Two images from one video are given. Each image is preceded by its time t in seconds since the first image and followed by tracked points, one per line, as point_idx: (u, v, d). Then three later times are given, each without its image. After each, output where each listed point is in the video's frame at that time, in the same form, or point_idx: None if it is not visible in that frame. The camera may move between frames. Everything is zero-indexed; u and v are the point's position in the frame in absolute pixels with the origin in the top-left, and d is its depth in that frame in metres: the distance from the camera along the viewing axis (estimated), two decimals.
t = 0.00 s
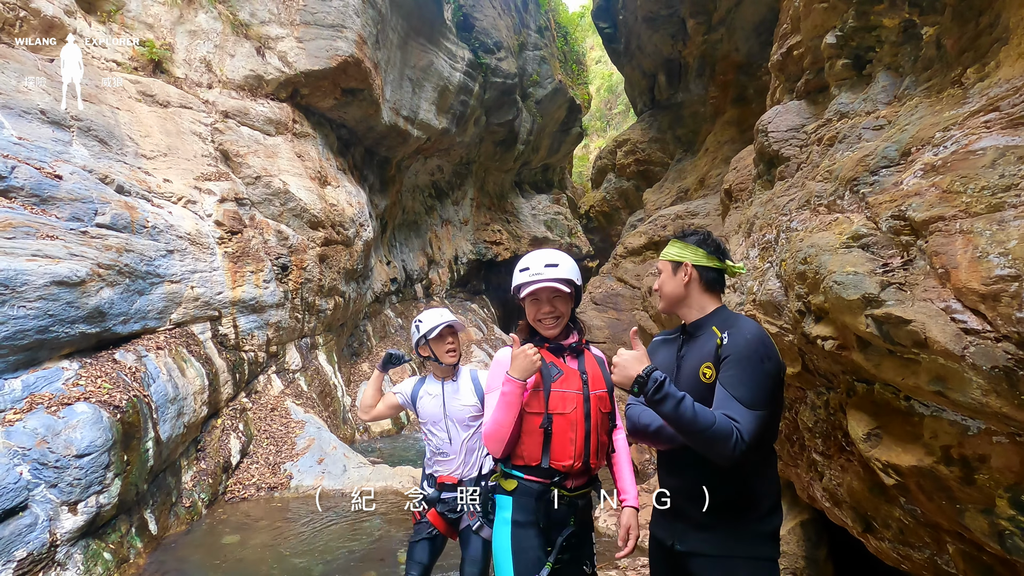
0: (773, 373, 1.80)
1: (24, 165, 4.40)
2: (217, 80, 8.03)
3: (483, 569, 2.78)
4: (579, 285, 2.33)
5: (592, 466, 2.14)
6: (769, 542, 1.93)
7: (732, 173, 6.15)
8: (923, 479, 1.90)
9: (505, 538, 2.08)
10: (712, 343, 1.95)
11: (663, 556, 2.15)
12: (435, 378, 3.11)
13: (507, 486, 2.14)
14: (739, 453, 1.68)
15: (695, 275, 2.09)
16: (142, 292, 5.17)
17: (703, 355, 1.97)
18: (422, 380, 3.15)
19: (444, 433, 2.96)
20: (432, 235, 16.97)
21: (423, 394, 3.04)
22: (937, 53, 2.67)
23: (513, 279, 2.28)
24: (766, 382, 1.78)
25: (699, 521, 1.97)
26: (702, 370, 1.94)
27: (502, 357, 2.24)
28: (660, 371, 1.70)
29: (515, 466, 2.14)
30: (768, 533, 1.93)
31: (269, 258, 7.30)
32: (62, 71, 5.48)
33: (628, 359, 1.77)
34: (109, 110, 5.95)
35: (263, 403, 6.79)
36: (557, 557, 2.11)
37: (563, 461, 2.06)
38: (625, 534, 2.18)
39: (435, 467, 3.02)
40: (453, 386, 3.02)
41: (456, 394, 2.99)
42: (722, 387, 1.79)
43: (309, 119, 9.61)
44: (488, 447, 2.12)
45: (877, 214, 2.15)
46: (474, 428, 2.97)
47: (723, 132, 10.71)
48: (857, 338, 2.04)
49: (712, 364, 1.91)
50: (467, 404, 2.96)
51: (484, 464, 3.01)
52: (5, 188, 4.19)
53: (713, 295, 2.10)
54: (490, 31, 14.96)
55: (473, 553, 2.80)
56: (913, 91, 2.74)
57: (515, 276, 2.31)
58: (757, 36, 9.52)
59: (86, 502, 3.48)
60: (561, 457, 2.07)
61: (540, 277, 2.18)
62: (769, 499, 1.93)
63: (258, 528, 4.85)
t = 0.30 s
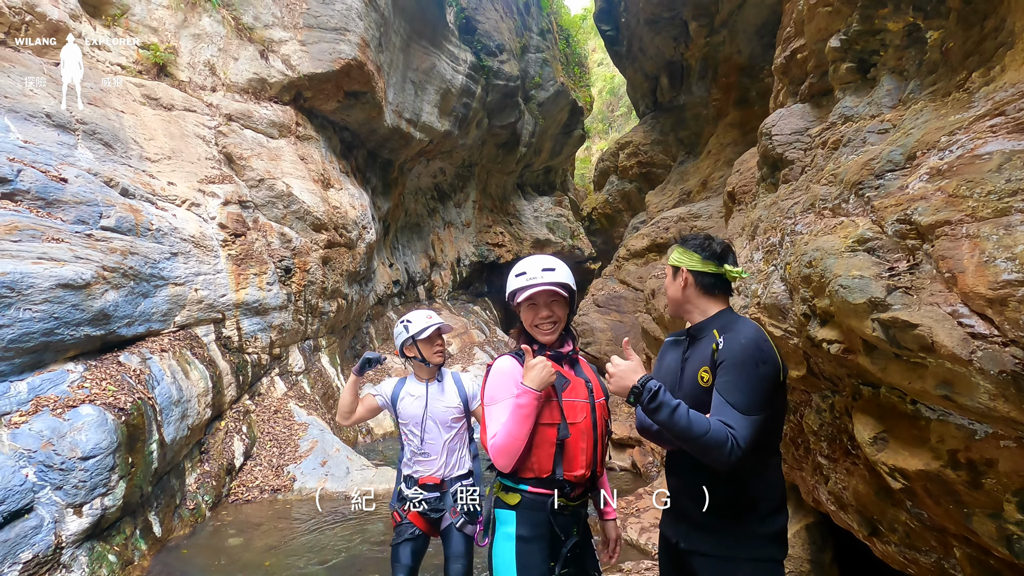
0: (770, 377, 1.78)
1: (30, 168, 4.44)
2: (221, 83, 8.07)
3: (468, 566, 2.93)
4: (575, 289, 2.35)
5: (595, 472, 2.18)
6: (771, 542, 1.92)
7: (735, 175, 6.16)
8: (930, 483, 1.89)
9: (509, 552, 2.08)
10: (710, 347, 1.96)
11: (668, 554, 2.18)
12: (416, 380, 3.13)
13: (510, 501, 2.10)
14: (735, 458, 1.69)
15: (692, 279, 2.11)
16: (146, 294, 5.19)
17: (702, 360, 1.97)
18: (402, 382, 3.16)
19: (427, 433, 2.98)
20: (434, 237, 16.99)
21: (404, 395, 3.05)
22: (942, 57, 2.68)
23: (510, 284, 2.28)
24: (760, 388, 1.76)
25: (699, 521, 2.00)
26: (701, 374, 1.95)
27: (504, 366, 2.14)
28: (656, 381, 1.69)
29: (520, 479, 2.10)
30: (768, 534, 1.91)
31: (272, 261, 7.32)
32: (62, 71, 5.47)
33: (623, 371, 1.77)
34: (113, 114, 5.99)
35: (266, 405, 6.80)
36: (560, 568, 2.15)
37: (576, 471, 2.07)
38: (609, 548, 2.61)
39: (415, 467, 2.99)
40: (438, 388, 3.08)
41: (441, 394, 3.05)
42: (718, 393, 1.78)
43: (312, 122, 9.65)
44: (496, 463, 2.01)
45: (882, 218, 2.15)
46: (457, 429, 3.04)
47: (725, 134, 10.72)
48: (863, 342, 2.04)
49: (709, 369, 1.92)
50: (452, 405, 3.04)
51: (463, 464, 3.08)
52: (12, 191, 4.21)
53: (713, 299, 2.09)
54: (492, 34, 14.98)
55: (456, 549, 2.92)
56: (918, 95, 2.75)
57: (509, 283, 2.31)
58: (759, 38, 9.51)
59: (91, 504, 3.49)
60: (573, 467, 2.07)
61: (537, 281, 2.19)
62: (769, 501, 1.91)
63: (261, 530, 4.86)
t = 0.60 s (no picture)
0: (763, 380, 1.78)
1: (36, 172, 4.47)
2: (224, 86, 8.11)
3: (456, 566, 2.93)
4: (584, 294, 2.37)
5: (604, 472, 2.21)
6: (771, 548, 1.90)
7: (738, 177, 6.16)
8: (937, 488, 1.89)
9: (522, 550, 2.08)
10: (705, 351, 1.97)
11: (672, 555, 2.20)
12: (417, 381, 3.12)
13: (523, 499, 2.11)
14: (732, 458, 1.67)
15: (695, 283, 2.11)
16: (151, 297, 5.22)
17: (699, 365, 1.97)
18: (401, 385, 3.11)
19: (433, 433, 2.98)
20: (437, 239, 17.02)
21: (408, 398, 3.00)
22: (947, 62, 2.68)
23: (521, 289, 2.28)
24: (754, 392, 1.76)
25: (700, 522, 2.02)
26: (696, 377, 1.97)
27: (517, 368, 2.15)
28: (653, 376, 1.79)
29: (532, 479, 2.11)
30: (769, 539, 1.90)
31: (275, 263, 7.35)
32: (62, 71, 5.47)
33: (626, 365, 1.88)
34: (118, 117, 6.02)
35: (269, 407, 6.82)
36: (574, 566, 2.12)
37: (586, 471, 2.10)
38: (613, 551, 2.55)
39: (418, 468, 2.97)
40: (442, 387, 3.09)
41: (446, 394, 3.08)
42: (715, 396, 1.78)
43: (315, 124, 9.68)
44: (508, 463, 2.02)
45: (888, 223, 2.16)
46: (460, 428, 3.09)
47: (728, 136, 10.71)
48: (869, 346, 2.03)
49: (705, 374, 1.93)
50: (457, 404, 3.08)
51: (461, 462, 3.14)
52: (18, 194, 4.25)
53: (715, 305, 2.08)
54: (494, 36, 15.00)
55: (454, 546, 2.94)
56: (923, 100, 2.75)
57: (520, 290, 2.33)
58: (762, 40, 9.50)
59: (96, 506, 3.50)
60: (583, 468, 2.10)
61: (548, 288, 2.20)
62: (769, 505, 1.90)
63: (265, 532, 4.87)
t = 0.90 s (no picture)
0: (769, 386, 1.78)
1: (41, 174, 4.50)
2: (228, 88, 8.14)
3: (467, 564, 2.95)
4: (574, 294, 2.40)
5: (611, 463, 2.22)
6: (773, 547, 1.90)
7: (741, 178, 6.16)
8: (942, 487, 1.90)
9: (534, 547, 2.09)
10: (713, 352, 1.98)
11: (672, 556, 2.20)
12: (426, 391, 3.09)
13: (534, 499, 2.13)
14: (736, 467, 1.69)
15: (705, 282, 2.09)
16: (155, 298, 5.24)
17: (705, 366, 1.98)
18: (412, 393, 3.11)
19: (442, 438, 3.00)
20: (438, 240, 17.05)
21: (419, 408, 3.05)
22: (950, 63, 2.69)
23: (512, 290, 2.32)
24: (760, 398, 1.77)
25: (700, 523, 2.02)
26: (702, 378, 1.97)
27: (511, 375, 2.17)
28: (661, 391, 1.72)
29: (541, 480, 2.12)
30: (772, 539, 1.90)
31: (278, 265, 7.37)
32: (62, 71, 5.48)
33: (629, 376, 1.78)
34: (122, 119, 6.06)
35: (272, 408, 6.83)
36: (584, 562, 2.12)
37: (592, 465, 2.11)
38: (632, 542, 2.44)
39: (428, 468, 3.01)
40: (452, 394, 3.06)
41: (456, 401, 3.04)
42: (719, 403, 1.79)
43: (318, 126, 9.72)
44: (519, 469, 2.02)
45: (892, 224, 2.16)
46: (471, 434, 3.07)
47: (730, 137, 10.70)
48: (873, 346, 2.04)
49: (711, 376, 1.93)
50: (466, 412, 3.04)
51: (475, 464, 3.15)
52: (23, 196, 4.28)
53: (723, 305, 2.10)
54: (496, 38, 15.04)
55: (466, 543, 2.96)
56: (926, 101, 2.76)
57: (512, 288, 2.35)
58: (764, 42, 9.50)
59: (100, 507, 3.52)
60: (589, 462, 2.11)
61: (540, 287, 2.23)
62: (771, 504, 1.91)
63: (268, 533, 4.88)
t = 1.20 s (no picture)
0: (781, 377, 1.82)
1: (43, 175, 4.52)
2: (229, 89, 8.17)
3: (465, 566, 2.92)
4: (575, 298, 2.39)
5: (605, 463, 2.21)
6: (783, 545, 1.90)
7: (742, 179, 6.16)
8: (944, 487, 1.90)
9: (527, 542, 2.12)
10: (715, 351, 1.99)
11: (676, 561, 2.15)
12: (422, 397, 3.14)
13: (528, 494, 2.17)
14: (760, 460, 1.70)
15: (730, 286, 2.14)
16: (157, 299, 5.26)
17: (709, 365, 1.97)
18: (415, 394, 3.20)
19: (433, 442, 3.02)
20: (439, 241, 17.07)
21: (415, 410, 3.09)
22: (951, 63, 2.70)
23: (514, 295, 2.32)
24: (772, 389, 1.80)
25: (710, 527, 1.97)
26: (706, 376, 1.96)
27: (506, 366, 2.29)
28: (673, 398, 1.67)
29: (533, 475, 2.18)
30: (782, 536, 1.90)
31: (280, 266, 7.38)
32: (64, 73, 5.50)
33: (639, 390, 1.72)
34: (125, 121, 6.08)
35: (274, 409, 6.85)
36: (577, 559, 2.13)
37: (582, 462, 2.12)
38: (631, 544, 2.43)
39: (424, 470, 3.06)
40: (444, 400, 3.06)
41: (446, 407, 3.04)
42: (735, 398, 1.79)
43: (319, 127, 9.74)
44: (513, 427, 2.07)
45: (894, 224, 2.17)
46: (463, 439, 3.04)
47: (731, 137, 10.70)
48: (875, 346, 2.04)
49: (719, 373, 1.93)
50: (457, 419, 3.01)
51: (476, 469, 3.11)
52: (26, 198, 4.30)
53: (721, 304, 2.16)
54: (497, 38, 15.05)
55: (463, 546, 2.94)
56: (927, 101, 2.76)
57: (513, 293, 2.35)
58: (764, 42, 9.51)
59: (103, 507, 3.53)
60: (578, 459, 2.12)
61: (545, 293, 2.24)
62: (781, 502, 1.91)
63: (270, 533, 4.89)
